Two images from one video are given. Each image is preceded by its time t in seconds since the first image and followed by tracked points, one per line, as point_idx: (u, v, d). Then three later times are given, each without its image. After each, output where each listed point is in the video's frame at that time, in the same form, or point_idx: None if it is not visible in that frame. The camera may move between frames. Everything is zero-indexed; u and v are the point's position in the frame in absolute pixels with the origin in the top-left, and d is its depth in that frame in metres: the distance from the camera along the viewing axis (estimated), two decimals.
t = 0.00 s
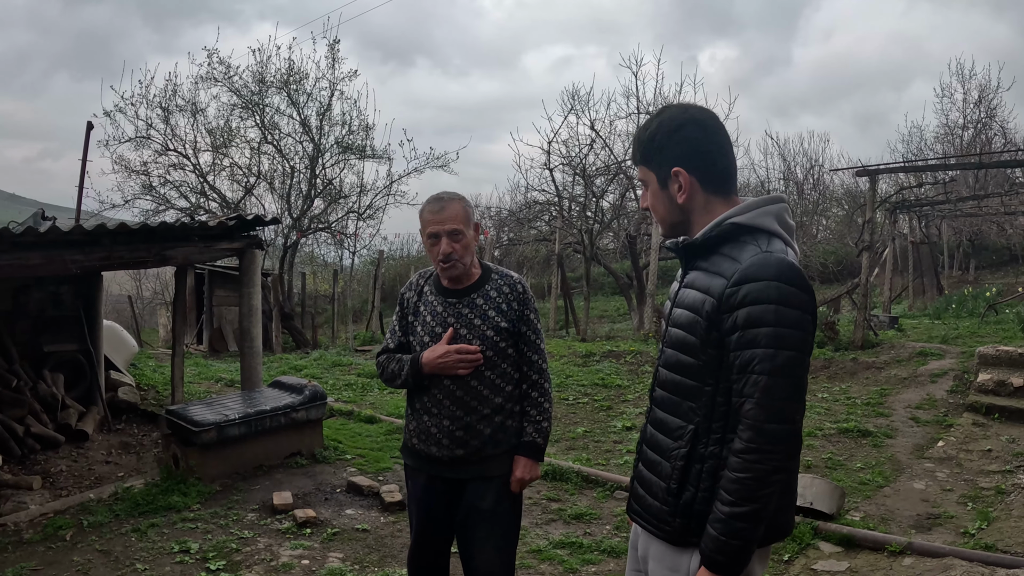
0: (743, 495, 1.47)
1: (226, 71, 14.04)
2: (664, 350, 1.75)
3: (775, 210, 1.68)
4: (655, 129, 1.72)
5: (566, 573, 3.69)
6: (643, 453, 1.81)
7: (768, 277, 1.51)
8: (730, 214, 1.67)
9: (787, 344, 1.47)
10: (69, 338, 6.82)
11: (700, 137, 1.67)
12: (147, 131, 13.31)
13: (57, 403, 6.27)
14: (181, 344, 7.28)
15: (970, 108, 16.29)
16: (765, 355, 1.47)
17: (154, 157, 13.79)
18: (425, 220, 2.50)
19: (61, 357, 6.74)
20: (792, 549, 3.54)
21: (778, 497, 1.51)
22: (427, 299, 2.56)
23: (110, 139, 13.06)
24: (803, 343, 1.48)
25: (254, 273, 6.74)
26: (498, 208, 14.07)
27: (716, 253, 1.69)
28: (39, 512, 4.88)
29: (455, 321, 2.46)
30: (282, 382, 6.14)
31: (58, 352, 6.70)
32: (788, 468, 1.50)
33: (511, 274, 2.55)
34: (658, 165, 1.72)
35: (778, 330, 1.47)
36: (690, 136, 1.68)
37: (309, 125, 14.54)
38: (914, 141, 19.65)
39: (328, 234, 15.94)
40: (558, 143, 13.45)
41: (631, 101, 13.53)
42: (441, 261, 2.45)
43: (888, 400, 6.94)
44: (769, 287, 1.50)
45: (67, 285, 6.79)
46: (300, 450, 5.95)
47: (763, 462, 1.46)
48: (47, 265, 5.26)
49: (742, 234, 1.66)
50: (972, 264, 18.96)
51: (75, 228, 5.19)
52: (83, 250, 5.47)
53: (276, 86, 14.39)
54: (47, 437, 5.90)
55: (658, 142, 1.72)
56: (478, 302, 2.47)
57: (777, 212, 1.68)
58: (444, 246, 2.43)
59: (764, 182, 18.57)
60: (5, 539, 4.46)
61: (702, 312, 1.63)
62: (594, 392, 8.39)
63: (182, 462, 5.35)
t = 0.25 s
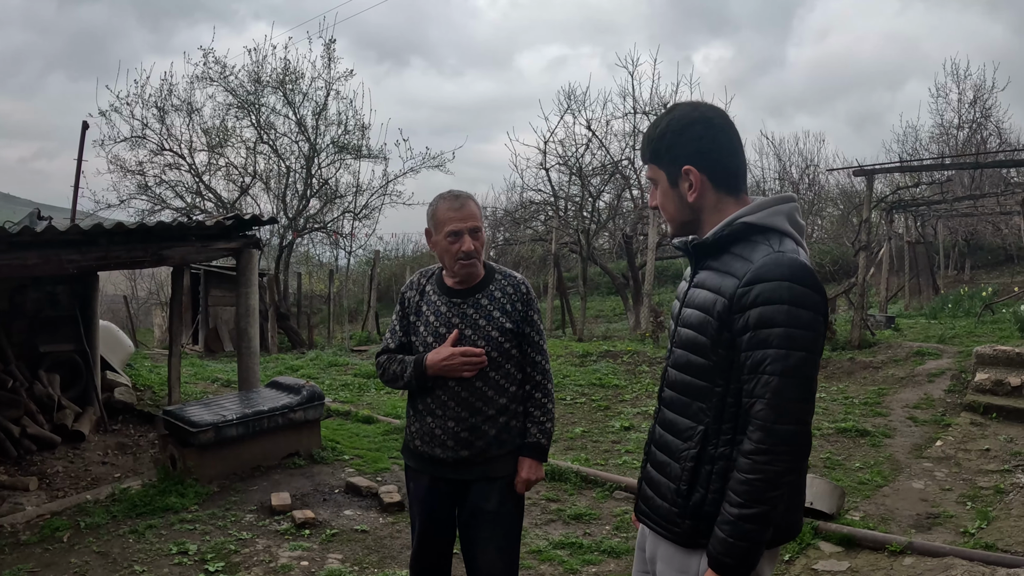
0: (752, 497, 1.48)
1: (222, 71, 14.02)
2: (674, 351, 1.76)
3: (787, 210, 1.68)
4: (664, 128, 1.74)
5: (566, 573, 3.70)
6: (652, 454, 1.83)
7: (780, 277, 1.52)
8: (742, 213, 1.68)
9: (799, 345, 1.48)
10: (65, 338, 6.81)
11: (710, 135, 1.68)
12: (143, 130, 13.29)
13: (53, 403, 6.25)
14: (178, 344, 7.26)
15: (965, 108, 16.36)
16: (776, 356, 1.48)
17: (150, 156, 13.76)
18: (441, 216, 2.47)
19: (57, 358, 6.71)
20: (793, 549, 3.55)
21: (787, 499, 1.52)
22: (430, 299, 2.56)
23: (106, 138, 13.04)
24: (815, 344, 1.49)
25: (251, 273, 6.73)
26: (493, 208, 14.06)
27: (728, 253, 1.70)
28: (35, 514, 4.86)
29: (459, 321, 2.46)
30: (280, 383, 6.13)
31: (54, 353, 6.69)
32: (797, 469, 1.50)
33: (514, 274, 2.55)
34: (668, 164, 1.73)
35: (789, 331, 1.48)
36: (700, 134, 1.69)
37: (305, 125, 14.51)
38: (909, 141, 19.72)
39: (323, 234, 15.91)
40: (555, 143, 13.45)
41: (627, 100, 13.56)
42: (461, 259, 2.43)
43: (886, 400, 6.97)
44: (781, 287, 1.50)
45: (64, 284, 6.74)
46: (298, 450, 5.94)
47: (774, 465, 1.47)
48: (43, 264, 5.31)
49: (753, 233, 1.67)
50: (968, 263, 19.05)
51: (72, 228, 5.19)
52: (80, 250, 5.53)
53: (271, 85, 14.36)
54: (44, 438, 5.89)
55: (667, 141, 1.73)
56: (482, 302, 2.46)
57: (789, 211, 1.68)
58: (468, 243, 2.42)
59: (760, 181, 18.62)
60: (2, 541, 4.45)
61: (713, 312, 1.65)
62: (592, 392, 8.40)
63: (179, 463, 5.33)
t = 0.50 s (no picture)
0: (762, 497, 1.49)
1: (218, 71, 14.00)
2: (686, 351, 1.78)
3: (800, 209, 1.69)
4: (675, 127, 1.76)
5: (567, 574, 3.70)
6: (663, 454, 1.84)
7: (791, 277, 1.53)
8: (755, 213, 1.69)
9: (812, 345, 1.49)
10: (61, 339, 6.79)
11: (721, 134, 1.70)
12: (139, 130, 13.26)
13: (50, 404, 6.24)
14: (176, 345, 7.24)
15: (961, 108, 16.42)
16: (789, 356, 1.49)
17: (146, 156, 13.73)
18: (447, 217, 2.47)
19: (54, 358, 6.70)
20: (795, 549, 3.57)
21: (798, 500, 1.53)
22: (434, 301, 2.53)
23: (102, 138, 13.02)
24: (827, 344, 1.50)
25: (249, 273, 6.72)
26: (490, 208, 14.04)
27: (740, 252, 1.71)
28: (33, 516, 4.85)
29: (465, 324, 2.45)
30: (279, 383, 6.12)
31: (51, 353, 6.67)
32: (810, 470, 1.51)
33: (518, 276, 2.57)
34: (679, 164, 1.75)
35: (802, 331, 1.49)
36: (711, 134, 1.71)
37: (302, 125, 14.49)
38: (905, 141, 19.80)
39: (320, 234, 15.89)
40: (552, 143, 13.46)
41: (624, 100, 13.59)
42: (466, 261, 2.42)
43: (884, 400, 7.00)
44: (793, 287, 1.51)
45: (61, 285, 6.70)
46: (297, 451, 5.93)
47: (785, 465, 1.48)
48: (41, 264, 5.34)
49: (764, 233, 1.68)
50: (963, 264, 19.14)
51: (70, 228, 5.19)
52: (78, 249, 5.54)
53: (268, 86, 14.34)
54: (41, 439, 5.87)
55: (677, 141, 1.75)
56: (489, 305, 2.47)
57: (801, 210, 1.69)
58: (474, 245, 2.41)
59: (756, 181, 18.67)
60: None
61: (725, 312, 1.66)
62: (590, 392, 8.42)
63: (178, 464, 5.33)
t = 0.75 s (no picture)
0: (770, 498, 1.50)
1: (214, 70, 13.97)
2: (692, 351, 1.79)
3: (807, 209, 1.71)
4: (682, 126, 1.76)
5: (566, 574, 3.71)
6: (669, 455, 1.85)
7: (800, 277, 1.54)
8: (762, 214, 1.70)
9: (820, 345, 1.49)
10: (57, 339, 6.77)
11: (729, 133, 1.70)
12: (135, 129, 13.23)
13: (46, 405, 6.22)
14: (172, 345, 7.22)
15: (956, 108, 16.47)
16: (797, 356, 1.50)
17: (142, 156, 13.69)
18: (461, 215, 2.47)
19: (49, 359, 6.67)
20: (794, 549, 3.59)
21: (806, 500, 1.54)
22: (454, 306, 2.49)
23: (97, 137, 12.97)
24: (835, 344, 1.50)
25: (246, 272, 6.71)
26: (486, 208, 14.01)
27: (746, 253, 1.72)
28: (30, 516, 4.83)
29: (485, 332, 2.43)
30: (276, 384, 6.11)
31: (46, 353, 6.65)
32: (819, 471, 1.52)
33: (538, 282, 2.55)
34: (686, 164, 1.76)
35: (811, 331, 1.50)
36: (718, 133, 1.71)
37: (298, 124, 14.46)
38: (901, 141, 19.86)
39: (316, 234, 15.85)
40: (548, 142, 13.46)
41: (620, 100, 13.60)
42: (477, 259, 2.40)
43: (881, 400, 7.03)
44: (802, 288, 1.52)
45: (56, 286, 6.74)
46: (294, 451, 5.91)
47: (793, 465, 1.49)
48: (38, 264, 5.34)
49: (772, 234, 1.69)
50: (959, 264, 19.22)
51: (66, 227, 5.18)
52: (75, 250, 5.54)
53: (264, 85, 14.30)
54: (37, 439, 5.84)
55: (684, 140, 1.75)
56: (509, 313, 2.45)
57: (809, 211, 1.71)
58: (485, 243, 2.40)
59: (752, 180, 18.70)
60: None
61: (733, 313, 1.67)
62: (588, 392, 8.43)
63: (175, 465, 5.31)
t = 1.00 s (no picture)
0: (775, 499, 1.50)
1: (210, 70, 13.93)
2: (697, 353, 1.79)
3: (813, 211, 1.72)
4: (685, 129, 1.79)
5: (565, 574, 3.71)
6: (671, 456, 1.86)
7: (807, 278, 1.54)
8: (767, 215, 1.71)
9: (827, 346, 1.49)
10: (53, 339, 6.74)
11: (733, 135, 1.73)
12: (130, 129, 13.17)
13: (42, 405, 6.19)
14: (168, 346, 7.20)
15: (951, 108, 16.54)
16: (804, 357, 1.50)
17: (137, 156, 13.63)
18: (519, 222, 2.33)
19: (45, 359, 6.65)
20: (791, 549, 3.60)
21: (812, 502, 1.54)
22: (503, 318, 2.34)
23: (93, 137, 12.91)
24: (840, 346, 1.51)
25: (243, 273, 6.69)
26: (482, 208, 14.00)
27: (752, 254, 1.73)
28: (25, 518, 4.80)
29: (534, 348, 2.26)
30: (273, 385, 6.09)
31: (42, 353, 6.62)
32: (825, 473, 1.52)
33: (597, 298, 2.36)
34: (691, 165, 1.77)
35: (817, 332, 1.50)
36: (722, 134, 1.74)
37: (293, 124, 14.42)
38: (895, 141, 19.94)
39: (311, 234, 15.81)
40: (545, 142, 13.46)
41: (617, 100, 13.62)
42: (531, 269, 2.26)
43: (877, 400, 7.06)
44: (808, 289, 1.52)
45: (52, 286, 6.70)
46: (291, 452, 5.89)
47: (799, 466, 1.49)
48: (34, 264, 5.31)
49: (777, 235, 1.70)
50: (953, 264, 19.32)
51: (63, 227, 5.15)
52: (72, 250, 5.51)
53: (259, 85, 14.26)
54: (32, 440, 5.81)
55: (689, 141, 1.77)
56: (563, 330, 2.28)
57: (814, 213, 1.72)
58: (541, 253, 2.25)
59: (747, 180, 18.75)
60: None
61: (738, 314, 1.67)
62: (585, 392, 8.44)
63: (172, 466, 5.29)
